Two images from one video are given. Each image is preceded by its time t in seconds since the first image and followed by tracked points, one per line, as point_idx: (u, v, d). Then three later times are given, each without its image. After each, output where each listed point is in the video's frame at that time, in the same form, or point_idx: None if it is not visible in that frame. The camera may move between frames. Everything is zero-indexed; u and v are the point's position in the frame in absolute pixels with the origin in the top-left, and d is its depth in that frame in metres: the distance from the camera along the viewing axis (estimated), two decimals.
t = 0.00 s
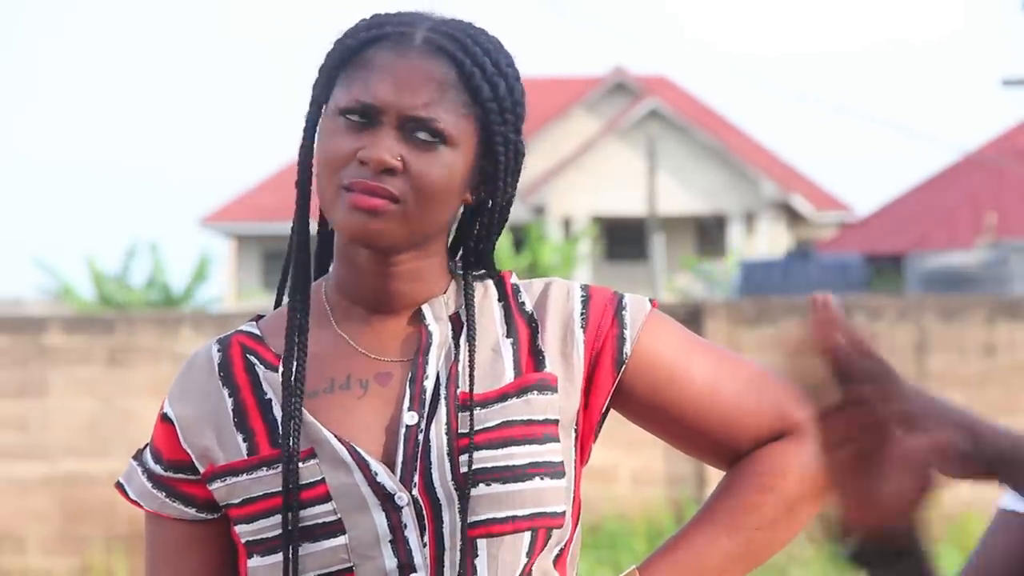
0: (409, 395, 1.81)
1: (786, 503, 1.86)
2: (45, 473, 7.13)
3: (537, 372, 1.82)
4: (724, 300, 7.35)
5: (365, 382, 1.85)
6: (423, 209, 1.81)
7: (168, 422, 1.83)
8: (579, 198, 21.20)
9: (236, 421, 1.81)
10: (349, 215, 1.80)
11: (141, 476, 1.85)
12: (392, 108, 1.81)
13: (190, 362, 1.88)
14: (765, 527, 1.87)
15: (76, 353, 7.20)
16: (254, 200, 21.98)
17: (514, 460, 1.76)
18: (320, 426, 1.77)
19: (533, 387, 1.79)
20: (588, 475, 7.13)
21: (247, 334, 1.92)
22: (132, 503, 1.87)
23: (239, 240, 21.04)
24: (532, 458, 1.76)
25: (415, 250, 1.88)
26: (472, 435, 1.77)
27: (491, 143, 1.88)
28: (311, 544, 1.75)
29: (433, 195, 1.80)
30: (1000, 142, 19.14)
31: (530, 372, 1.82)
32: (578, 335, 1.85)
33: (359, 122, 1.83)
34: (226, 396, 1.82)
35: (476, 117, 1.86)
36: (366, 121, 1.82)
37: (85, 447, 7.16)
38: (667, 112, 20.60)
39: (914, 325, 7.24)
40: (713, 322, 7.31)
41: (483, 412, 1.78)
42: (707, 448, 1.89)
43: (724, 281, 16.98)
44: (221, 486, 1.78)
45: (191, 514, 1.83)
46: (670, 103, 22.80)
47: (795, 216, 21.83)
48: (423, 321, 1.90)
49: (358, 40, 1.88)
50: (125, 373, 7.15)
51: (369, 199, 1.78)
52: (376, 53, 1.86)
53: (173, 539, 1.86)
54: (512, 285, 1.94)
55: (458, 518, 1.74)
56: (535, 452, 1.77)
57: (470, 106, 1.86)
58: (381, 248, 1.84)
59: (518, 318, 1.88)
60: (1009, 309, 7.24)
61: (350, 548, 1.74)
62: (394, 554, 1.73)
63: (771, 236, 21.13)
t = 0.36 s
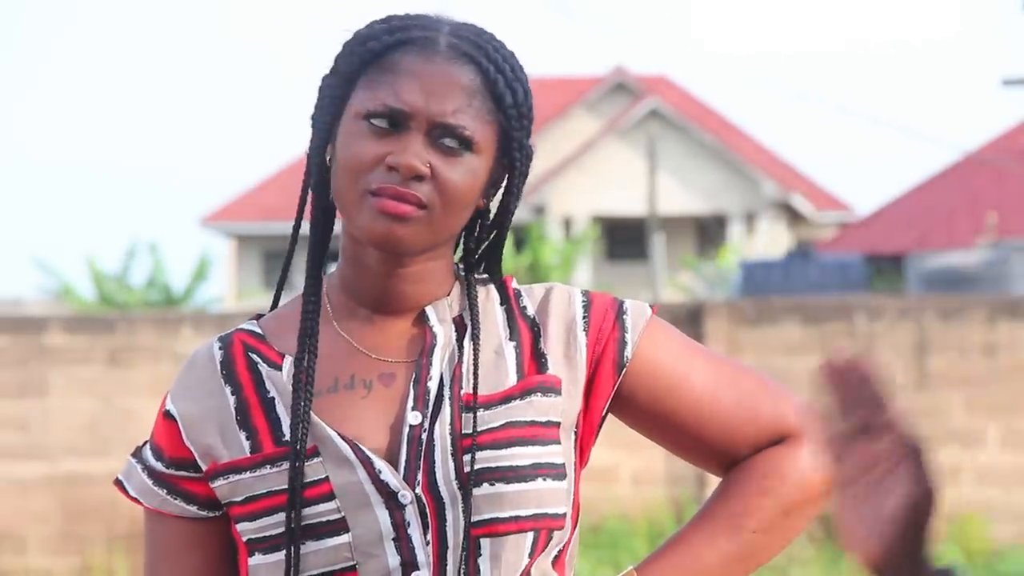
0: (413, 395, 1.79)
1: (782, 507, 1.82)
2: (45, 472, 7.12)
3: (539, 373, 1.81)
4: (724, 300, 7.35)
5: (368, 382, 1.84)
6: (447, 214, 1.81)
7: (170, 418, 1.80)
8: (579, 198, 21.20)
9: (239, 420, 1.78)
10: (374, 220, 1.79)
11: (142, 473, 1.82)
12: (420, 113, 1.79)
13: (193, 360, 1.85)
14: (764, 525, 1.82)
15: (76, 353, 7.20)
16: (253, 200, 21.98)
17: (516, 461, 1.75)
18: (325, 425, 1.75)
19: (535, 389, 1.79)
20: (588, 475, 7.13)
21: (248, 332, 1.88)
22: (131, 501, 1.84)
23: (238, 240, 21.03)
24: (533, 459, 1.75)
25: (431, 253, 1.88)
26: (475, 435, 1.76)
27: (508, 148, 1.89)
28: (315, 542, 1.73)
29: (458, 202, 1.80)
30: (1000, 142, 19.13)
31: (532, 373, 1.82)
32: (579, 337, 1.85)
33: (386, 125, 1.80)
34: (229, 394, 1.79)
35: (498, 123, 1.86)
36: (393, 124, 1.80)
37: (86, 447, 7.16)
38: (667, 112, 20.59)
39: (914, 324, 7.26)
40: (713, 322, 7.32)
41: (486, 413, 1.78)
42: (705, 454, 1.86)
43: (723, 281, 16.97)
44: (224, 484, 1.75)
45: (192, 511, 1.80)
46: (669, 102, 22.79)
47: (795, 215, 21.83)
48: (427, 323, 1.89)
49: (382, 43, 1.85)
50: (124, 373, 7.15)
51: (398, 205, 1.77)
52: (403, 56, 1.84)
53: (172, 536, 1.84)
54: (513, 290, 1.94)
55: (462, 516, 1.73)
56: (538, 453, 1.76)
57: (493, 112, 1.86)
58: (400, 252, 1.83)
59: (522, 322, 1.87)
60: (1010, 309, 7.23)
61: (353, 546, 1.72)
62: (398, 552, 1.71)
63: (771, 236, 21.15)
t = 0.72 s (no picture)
0: (412, 393, 1.79)
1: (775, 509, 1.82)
2: (46, 473, 7.12)
3: (538, 372, 1.82)
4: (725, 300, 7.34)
5: (367, 380, 1.83)
6: (445, 210, 1.80)
7: (166, 418, 1.79)
8: (579, 198, 21.21)
9: (237, 417, 1.77)
10: (372, 217, 1.78)
11: (138, 474, 1.81)
12: (415, 109, 1.79)
13: (188, 361, 1.85)
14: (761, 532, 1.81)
15: (76, 353, 7.20)
16: (253, 200, 21.97)
17: (516, 458, 1.75)
18: (326, 422, 1.75)
19: (534, 387, 1.79)
20: (589, 475, 7.13)
21: (244, 333, 1.87)
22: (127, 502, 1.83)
23: (239, 240, 21.04)
24: (533, 457, 1.76)
25: (428, 251, 1.87)
26: (474, 431, 1.76)
27: (504, 143, 1.89)
28: (315, 537, 1.72)
29: (455, 197, 1.80)
30: (1000, 142, 19.17)
31: (530, 372, 1.82)
32: (578, 337, 1.85)
33: (382, 123, 1.80)
34: (226, 393, 1.78)
35: (493, 118, 1.86)
36: (389, 122, 1.80)
37: (86, 447, 7.16)
38: (667, 112, 20.61)
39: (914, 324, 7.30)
40: (713, 322, 7.29)
41: (485, 410, 1.78)
42: (700, 458, 1.86)
43: (724, 281, 16.99)
44: (223, 480, 1.75)
45: (189, 510, 1.80)
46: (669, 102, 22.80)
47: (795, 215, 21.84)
48: (425, 321, 1.89)
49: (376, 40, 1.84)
50: (124, 373, 7.15)
51: (395, 200, 1.76)
52: (396, 54, 1.84)
53: (168, 535, 1.83)
54: (509, 290, 1.94)
55: (462, 512, 1.73)
56: (536, 450, 1.76)
57: (488, 108, 1.86)
58: (397, 250, 1.83)
59: (517, 322, 1.88)
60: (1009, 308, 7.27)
61: (353, 542, 1.72)
62: (397, 548, 1.71)
63: (771, 235, 21.16)
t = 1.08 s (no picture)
0: (408, 388, 1.80)
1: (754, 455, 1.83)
2: (46, 473, 7.12)
3: (529, 371, 1.84)
4: (724, 300, 7.33)
5: (361, 372, 1.83)
6: (433, 209, 1.82)
7: (155, 407, 1.74)
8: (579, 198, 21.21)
9: (229, 406, 1.74)
10: (361, 219, 1.79)
11: (120, 463, 1.76)
12: (402, 110, 1.81)
13: (172, 352, 1.80)
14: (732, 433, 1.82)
15: (76, 353, 7.21)
16: (253, 200, 21.98)
17: (512, 454, 1.77)
18: (326, 410, 1.74)
19: (528, 385, 1.82)
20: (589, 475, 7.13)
21: (231, 326, 1.84)
22: (105, 492, 1.78)
23: (239, 240, 21.05)
24: (528, 454, 1.78)
25: (418, 250, 1.88)
26: (470, 428, 1.78)
27: (490, 139, 1.91)
28: (316, 525, 1.70)
29: (442, 196, 1.82)
30: (1000, 142, 19.16)
31: (520, 372, 1.84)
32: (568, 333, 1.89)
33: (369, 124, 1.81)
34: (216, 381, 1.76)
35: (479, 115, 1.88)
36: (376, 122, 1.81)
37: (86, 447, 7.17)
38: (666, 111, 20.64)
39: (913, 323, 7.32)
40: (713, 321, 7.27)
41: (480, 407, 1.79)
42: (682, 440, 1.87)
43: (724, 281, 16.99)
44: (218, 468, 1.71)
45: (173, 501, 1.75)
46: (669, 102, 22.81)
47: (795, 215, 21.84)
48: (417, 319, 1.89)
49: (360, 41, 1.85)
50: (124, 373, 7.15)
51: (384, 202, 1.78)
52: (380, 54, 1.85)
53: (149, 527, 1.78)
54: (492, 297, 1.97)
55: (458, 506, 1.74)
56: (533, 446, 1.78)
57: (474, 105, 1.88)
58: (386, 251, 1.84)
59: (505, 325, 1.90)
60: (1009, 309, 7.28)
61: (353, 532, 1.70)
62: (394, 540, 1.71)
63: (771, 235, 21.17)
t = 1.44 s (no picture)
0: (397, 387, 1.81)
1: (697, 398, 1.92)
2: (46, 472, 7.12)
3: (515, 371, 1.90)
4: (724, 300, 7.36)
5: (350, 371, 1.83)
6: (401, 212, 1.81)
7: (145, 403, 1.72)
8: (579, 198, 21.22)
9: (221, 402, 1.73)
10: (329, 224, 1.78)
11: (107, 462, 1.72)
12: (364, 113, 1.78)
13: (157, 352, 1.78)
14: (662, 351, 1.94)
15: (76, 353, 7.20)
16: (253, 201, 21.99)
17: (504, 452, 1.82)
18: (324, 403, 1.74)
19: (517, 385, 1.88)
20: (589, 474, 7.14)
21: (217, 326, 1.83)
22: (90, 494, 1.74)
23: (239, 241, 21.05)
24: (520, 452, 1.84)
25: (392, 251, 1.87)
26: (461, 425, 1.82)
27: (462, 139, 1.89)
28: (317, 516, 1.69)
29: (410, 200, 1.80)
30: (1000, 142, 19.14)
31: (506, 373, 1.90)
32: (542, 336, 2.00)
33: (333, 129, 1.79)
34: (206, 378, 1.74)
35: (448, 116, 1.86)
36: (340, 128, 1.79)
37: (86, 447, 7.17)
38: (666, 111, 20.65)
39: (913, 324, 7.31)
40: (713, 321, 7.32)
41: (470, 406, 1.84)
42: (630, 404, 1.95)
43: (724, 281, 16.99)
44: (213, 462, 1.69)
45: (162, 498, 1.72)
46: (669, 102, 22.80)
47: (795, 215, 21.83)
48: (403, 322, 1.90)
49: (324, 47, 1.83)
50: (123, 373, 7.15)
51: (349, 207, 1.77)
52: (345, 59, 1.82)
53: (136, 526, 1.74)
54: (473, 309, 2.02)
55: (453, 500, 1.76)
56: (526, 445, 1.85)
57: (442, 106, 1.86)
58: (361, 254, 1.83)
59: (486, 330, 1.96)
60: (1009, 309, 7.27)
61: (350, 524, 1.69)
62: (391, 535, 1.70)
63: (771, 235, 21.14)
